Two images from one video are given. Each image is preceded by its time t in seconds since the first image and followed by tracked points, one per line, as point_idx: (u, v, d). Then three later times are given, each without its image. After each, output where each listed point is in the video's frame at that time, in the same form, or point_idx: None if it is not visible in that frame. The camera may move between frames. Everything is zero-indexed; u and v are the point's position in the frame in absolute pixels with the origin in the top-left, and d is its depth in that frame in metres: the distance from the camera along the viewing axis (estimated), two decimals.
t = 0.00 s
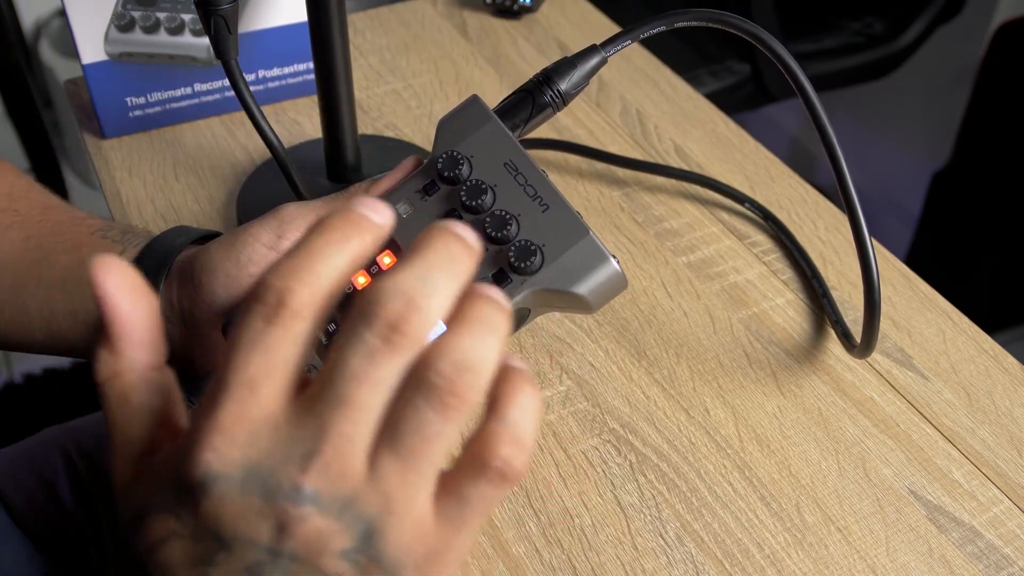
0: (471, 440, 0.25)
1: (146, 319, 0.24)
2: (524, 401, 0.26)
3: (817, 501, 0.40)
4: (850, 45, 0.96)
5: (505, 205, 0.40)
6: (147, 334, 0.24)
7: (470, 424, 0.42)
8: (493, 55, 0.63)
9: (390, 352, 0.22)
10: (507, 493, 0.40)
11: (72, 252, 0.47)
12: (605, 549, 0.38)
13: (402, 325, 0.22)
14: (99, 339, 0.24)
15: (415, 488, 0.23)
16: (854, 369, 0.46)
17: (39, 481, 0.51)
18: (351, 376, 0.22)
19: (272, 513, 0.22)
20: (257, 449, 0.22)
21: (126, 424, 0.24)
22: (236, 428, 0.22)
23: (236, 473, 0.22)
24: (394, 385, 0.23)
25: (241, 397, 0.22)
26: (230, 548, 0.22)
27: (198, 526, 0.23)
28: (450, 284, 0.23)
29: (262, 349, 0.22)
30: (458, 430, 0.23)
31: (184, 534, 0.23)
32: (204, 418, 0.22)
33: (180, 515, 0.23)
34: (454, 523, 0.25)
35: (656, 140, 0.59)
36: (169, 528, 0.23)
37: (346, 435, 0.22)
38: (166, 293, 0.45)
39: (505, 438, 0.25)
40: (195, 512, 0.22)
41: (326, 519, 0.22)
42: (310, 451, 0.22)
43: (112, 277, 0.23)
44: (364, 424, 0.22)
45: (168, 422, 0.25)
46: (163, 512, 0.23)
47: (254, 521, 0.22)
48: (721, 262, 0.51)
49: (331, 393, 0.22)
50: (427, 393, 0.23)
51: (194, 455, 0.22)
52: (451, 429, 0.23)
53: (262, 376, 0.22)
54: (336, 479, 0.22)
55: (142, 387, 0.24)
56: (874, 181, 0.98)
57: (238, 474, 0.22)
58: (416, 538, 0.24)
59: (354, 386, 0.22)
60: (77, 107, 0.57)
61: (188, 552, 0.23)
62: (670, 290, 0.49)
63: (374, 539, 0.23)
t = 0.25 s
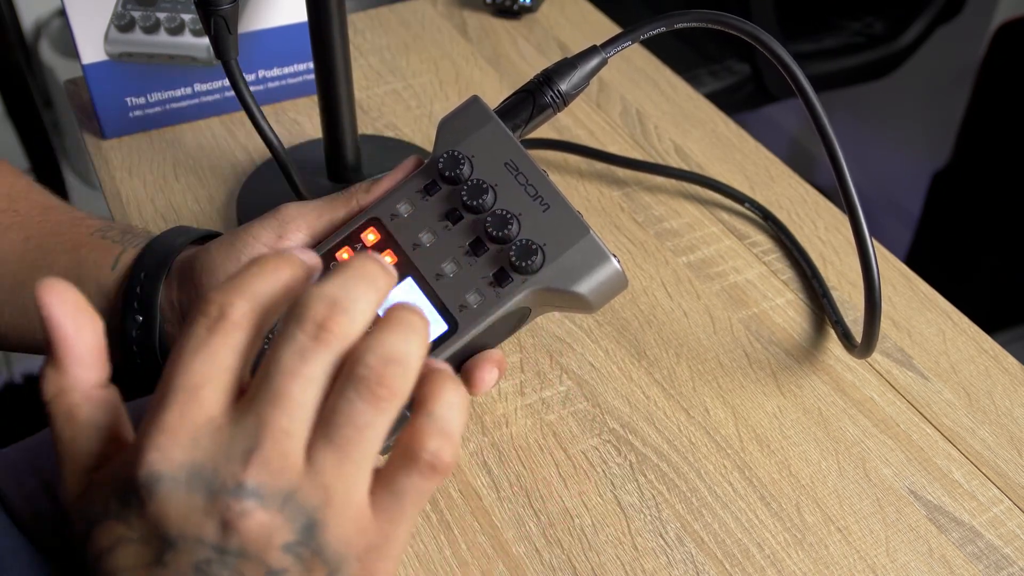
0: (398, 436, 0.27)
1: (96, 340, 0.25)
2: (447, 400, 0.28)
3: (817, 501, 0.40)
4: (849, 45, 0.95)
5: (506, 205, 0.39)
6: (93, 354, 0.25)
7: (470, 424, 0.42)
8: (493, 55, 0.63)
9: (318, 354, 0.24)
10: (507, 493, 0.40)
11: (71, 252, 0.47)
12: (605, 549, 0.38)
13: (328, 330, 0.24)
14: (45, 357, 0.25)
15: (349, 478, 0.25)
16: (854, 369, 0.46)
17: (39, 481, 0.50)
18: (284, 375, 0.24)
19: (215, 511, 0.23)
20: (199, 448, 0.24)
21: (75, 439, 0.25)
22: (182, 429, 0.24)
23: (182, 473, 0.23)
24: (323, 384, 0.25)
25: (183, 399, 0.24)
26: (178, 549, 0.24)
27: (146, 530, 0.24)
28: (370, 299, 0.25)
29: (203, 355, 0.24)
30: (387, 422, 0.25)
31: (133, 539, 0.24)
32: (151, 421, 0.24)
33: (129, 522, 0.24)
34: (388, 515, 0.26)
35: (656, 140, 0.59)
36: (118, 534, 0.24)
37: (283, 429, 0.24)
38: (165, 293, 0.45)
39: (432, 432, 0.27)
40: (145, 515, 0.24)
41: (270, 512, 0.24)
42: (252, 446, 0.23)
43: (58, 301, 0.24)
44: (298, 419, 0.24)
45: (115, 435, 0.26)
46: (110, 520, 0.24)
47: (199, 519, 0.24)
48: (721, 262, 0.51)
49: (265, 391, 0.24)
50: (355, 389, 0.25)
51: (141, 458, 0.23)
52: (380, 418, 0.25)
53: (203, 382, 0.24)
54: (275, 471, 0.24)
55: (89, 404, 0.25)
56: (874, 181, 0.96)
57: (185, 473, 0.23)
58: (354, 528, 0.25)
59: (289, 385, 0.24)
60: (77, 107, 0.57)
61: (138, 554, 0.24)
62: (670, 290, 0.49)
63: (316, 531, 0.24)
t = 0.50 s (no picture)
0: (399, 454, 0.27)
1: (101, 354, 0.24)
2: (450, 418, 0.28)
3: (817, 501, 0.40)
4: (849, 44, 0.96)
5: (505, 206, 0.39)
6: (97, 366, 0.25)
7: (470, 424, 0.42)
8: (492, 55, 0.63)
9: (320, 370, 0.24)
10: (507, 493, 0.40)
11: (71, 252, 0.47)
12: (605, 549, 0.38)
13: (331, 345, 0.25)
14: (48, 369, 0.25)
15: (351, 492, 0.24)
16: (855, 369, 0.46)
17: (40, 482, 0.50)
18: (288, 389, 0.24)
19: (216, 522, 0.24)
20: (201, 461, 0.24)
21: (78, 452, 0.25)
22: (185, 442, 0.24)
23: (183, 485, 0.23)
24: (325, 400, 0.25)
25: (187, 413, 0.24)
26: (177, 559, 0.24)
27: (147, 539, 0.24)
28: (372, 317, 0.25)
29: (207, 369, 0.24)
30: (389, 437, 0.25)
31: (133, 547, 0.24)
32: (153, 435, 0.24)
33: (128, 532, 0.24)
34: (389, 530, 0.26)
35: (656, 139, 0.59)
36: (117, 543, 0.24)
37: (284, 443, 0.24)
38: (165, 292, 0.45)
39: (434, 450, 0.27)
40: (145, 525, 0.24)
41: (270, 524, 0.24)
42: (254, 460, 0.23)
43: (63, 313, 0.23)
44: (300, 433, 0.24)
45: (118, 447, 0.26)
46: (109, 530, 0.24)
47: (201, 530, 0.24)
48: (721, 262, 0.51)
49: (267, 406, 0.24)
50: (359, 403, 0.24)
51: (142, 470, 0.23)
52: (382, 433, 0.25)
53: (207, 396, 0.24)
54: (277, 485, 0.23)
55: (94, 417, 0.25)
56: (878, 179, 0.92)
57: (187, 485, 0.23)
58: (354, 543, 0.25)
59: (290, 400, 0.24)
60: (77, 107, 0.57)
61: (140, 564, 0.24)
62: (670, 290, 0.49)
63: (317, 543, 0.24)
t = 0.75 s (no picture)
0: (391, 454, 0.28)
1: (101, 356, 0.24)
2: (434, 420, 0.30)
3: (817, 501, 0.40)
4: (848, 45, 0.96)
5: (506, 207, 0.39)
6: (98, 369, 0.24)
7: (470, 424, 0.42)
8: (492, 55, 0.63)
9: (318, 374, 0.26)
10: (507, 492, 0.40)
11: (71, 252, 0.47)
12: (605, 549, 0.38)
13: (326, 352, 0.27)
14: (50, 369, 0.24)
15: (353, 484, 0.25)
16: (855, 369, 0.46)
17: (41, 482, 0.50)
18: (290, 386, 0.25)
19: (219, 519, 0.24)
20: (205, 458, 0.24)
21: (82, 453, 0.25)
22: (189, 440, 0.24)
23: (187, 482, 0.23)
24: (323, 401, 0.26)
25: (190, 415, 0.24)
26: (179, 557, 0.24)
27: (148, 540, 0.24)
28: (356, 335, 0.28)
29: (213, 375, 0.25)
30: (387, 428, 0.26)
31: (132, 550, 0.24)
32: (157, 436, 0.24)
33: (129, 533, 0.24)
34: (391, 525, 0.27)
35: (656, 140, 0.59)
36: (116, 546, 0.24)
37: (288, 437, 0.25)
38: (165, 292, 0.45)
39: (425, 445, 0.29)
40: (146, 526, 0.24)
41: (275, 517, 0.24)
42: (260, 454, 0.24)
43: (63, 316, 0.23)
44: (302, 428, 0.25)
45: (121, 450, 0.25)
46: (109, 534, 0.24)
47: (203, 528, 0.23)
48: (721, 262, 0.51)
49: (270, 404, 0.25)
50: (358, 397, 0.26)
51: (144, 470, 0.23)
52: (381, 422, 0.26)
53: (213, 399, 0.25)
54: (283, 477, 0.24)
55: (98, 417, 0.25)
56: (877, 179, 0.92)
57: (190, 483, 0.23)
58: (357, 537, 0.26)
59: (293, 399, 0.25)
60: (76, 107, 0.57)
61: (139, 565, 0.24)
62: (670, 290, 0.49)
63: (321, 537, 0.25)
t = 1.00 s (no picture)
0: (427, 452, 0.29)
1: (149, 351, 0.25)
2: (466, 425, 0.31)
3: (817, 501, 0.40)
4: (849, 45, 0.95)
5: (506, 207, 0.39)
6: (147, 362, 0.25)
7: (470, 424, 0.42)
8: (492, 55, 0.63)
9: (356, 376, 0.27)
10: (507, 492, 0.40)
11: (71, 252, 0.47)
12: (605, 549, 0.38)
13: (365, 356, 0.28)
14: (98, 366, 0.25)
15: (389, 482, 0.27)
16: (855, 369, 0.46)
17: (40, 483, 0.49)
18: (330, 387, 0.27)
19: (262, 507, 0.25)
20: (249, 448, 0.25)
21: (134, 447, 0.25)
22: (233, 432, 0.25)
23: (232, 471, 0.24)
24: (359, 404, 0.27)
25: (233, 410, 0.25)
26: (221, 542, 0.24)
27: (189, 529, 0.24)
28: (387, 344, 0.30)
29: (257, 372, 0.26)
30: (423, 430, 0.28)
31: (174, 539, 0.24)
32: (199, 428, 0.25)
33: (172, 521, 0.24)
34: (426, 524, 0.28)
35: (656, 140, 0.59)
36: (156, 535, 0.24)
37: (328, 434, 0.26)
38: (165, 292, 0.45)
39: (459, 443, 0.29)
40: (189, 514, 0.24)
41: (316, 509, 0.25)
42: (301, 447, 0.25)
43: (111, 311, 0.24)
44: (341, 426, 0.26)
45: (166, 445, 0.25)
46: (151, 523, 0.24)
47: (246, 517, 0.25)
48: (721, 262, 0.51)
49: (310, 402, 0.26)
50: (397, 399, 0.27)
51: (188, 459, 0.24)
52: (418, 423, 0.27)
53: (256, 397, 0.26)
54: (323, 471, 0.25)
55: (148, 412, 0.25)
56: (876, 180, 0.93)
57: (235, 472, 0.24)
58: (392, 535, 0.27)
59: (336, 398, 0.27)
60: (76, 107, 0.57)
61: (178, 555, 0.24)
62: (670, 290, 0.49)
63: (358, 531, 0.26)
